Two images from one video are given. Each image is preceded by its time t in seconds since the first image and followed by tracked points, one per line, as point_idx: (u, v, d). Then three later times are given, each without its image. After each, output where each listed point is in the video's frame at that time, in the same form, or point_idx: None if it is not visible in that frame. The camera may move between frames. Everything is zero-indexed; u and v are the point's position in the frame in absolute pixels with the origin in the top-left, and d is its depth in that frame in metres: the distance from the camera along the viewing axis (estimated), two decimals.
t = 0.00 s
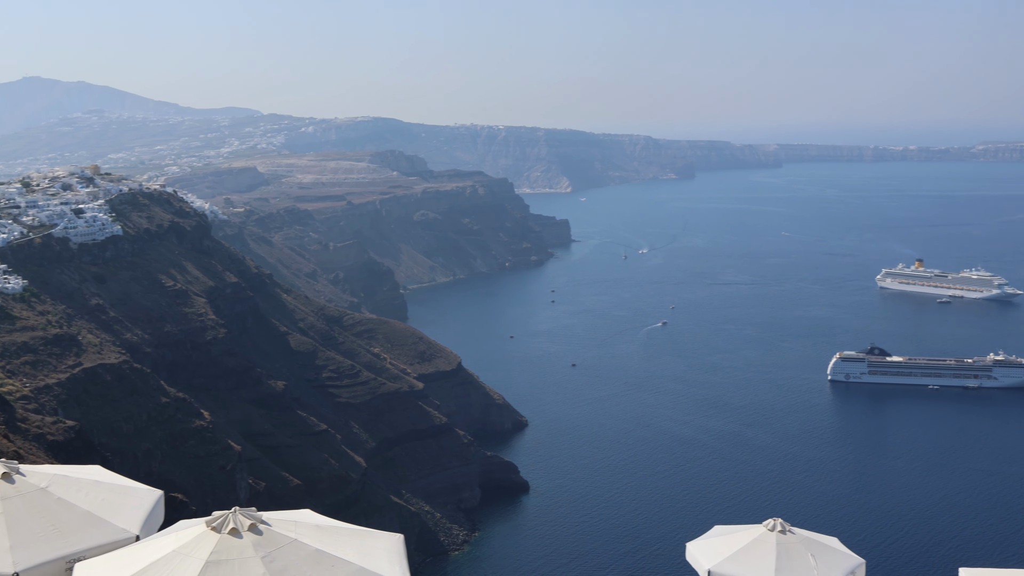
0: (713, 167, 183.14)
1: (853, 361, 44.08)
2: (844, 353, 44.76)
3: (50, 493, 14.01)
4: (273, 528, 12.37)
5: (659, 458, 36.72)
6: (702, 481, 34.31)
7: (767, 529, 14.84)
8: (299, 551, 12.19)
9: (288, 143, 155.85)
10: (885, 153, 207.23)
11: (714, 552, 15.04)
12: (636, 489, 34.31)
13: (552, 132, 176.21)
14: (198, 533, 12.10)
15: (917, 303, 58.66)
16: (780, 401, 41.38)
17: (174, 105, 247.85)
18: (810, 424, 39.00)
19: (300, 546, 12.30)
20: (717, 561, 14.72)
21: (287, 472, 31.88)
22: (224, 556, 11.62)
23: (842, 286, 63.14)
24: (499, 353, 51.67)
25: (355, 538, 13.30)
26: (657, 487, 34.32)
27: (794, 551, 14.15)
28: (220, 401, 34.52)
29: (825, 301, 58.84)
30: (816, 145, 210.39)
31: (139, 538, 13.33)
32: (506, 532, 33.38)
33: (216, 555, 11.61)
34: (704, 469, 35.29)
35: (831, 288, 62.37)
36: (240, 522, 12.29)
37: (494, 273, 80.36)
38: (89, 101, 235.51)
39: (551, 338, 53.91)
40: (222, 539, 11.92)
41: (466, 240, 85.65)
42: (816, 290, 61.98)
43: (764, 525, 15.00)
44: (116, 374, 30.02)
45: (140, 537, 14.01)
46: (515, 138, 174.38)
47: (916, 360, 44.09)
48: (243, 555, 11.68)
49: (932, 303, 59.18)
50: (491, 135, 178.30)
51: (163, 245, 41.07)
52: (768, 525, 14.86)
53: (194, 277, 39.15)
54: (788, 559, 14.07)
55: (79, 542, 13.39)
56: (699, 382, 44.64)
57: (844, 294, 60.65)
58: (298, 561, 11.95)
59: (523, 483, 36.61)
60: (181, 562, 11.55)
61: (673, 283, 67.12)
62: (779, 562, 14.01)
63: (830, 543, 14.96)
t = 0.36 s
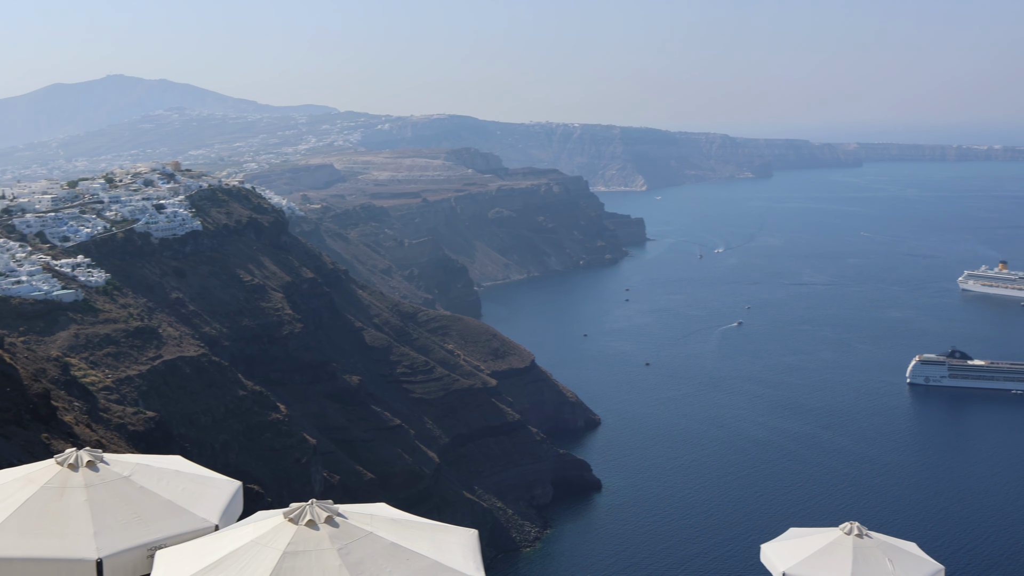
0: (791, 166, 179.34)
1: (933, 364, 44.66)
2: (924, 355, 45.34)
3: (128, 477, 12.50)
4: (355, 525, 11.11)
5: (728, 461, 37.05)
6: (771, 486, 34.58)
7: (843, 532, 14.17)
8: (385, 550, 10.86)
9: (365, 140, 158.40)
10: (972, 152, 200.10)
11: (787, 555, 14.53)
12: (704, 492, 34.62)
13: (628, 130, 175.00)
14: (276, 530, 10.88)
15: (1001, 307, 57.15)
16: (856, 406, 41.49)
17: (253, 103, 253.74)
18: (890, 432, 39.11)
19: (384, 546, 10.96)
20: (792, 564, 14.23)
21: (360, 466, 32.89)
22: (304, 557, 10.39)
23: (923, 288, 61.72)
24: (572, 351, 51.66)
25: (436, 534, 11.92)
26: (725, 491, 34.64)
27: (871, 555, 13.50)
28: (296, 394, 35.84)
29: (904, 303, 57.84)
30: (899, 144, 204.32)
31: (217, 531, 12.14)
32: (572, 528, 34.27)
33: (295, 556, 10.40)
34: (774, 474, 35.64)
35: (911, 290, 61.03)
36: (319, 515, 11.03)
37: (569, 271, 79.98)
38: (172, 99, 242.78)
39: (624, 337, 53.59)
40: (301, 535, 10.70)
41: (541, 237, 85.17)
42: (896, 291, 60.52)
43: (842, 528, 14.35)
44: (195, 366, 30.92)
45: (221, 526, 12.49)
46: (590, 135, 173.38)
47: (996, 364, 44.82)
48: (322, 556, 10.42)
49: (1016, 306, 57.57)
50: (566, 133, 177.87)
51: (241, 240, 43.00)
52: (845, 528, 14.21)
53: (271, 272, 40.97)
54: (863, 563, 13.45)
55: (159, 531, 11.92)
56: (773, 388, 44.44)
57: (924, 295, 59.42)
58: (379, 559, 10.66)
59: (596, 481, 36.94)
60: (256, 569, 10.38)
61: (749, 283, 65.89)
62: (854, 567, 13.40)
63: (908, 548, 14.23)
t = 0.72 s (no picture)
0: (874, 164, 174.39)
1: (1019, 367, 44.60)
2: (1010, 358, 45.27)
3: (208, 467, 10.77)
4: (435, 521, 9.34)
5: (805, 464, 36.85)
6: (849, 492, 34.35)
7: (924, 536, 12.30)
8: (468, 553, 8.98)
9: (442, 137, 159.91)
10: None
11: (866, 559, 12.53)
12: (781, 495, 34.50)
13: (706, 126, 172.56)
14: (351, 525, 9.13)
15: None
16: (938, 406, 41.77)
17: (330, 98, 257.99)
18: (972, 432, 39.46)
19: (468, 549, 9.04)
20: (871, 569, 12.26)
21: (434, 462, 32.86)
22: (380, 561, 8.61)
23: (1011, 289, 60.16)
24: (647, 350, 51.57)
25: (515, 531, 9.88)
26: (802, 494, 34.45)
27: (955, 560, 11.68)
28: (370, 389, 36.14)
29: (990, 303, 57.07)
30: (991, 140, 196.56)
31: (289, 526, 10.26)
32: (646, 527, 34.14)
33: (370, 555, 8.67)
34: (852, 478, 35.39)
35: (1000, 292, 59.50)
36: (395, 510, 9.24)
37: (645, 269, 78.86)
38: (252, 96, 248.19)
39: (701, 336, 53.23)
40: (375, 533, 8.94)
41: (617, 235, 84.01)
42: (984, 294, 58.89)
43: (922, 532, 12.50)
44: (270, 361, 31.50)
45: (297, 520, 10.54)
46: (669, 131, 171.22)
47: None
48: (401, 556, 8.69)
49: None
50: (643, 129, 176.22)
51: (317, 235, 43.82)
52: (926, 533, 12.33)
53: (347, 267, 41.62)
54: (947, 570, 11.60)
55: (234, 523, 10.16)
56: (853, 390, 44.25)
57: (1011, 298, 58.15)
58: (459, 558, 8.90)
59: (671, 481, 36.73)
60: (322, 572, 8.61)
61: (830, 282, 64.55)
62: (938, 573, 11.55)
63: (991, 553, 12.48)
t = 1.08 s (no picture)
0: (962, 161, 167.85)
1: None
2: None
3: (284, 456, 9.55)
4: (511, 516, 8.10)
5: (885, 467, 35.78)
6: (930, 497, 33.22)
7: (1005, 540, 10.61)
8: (543, 551, 7.76)
9: (518, 132, 160.05)
10: None
11: (945, 563, 10.98)
12: (858, 498, 33.54)
13: (785, 123, 168.72)
14: (423, 521, 7.93)
15: None
16: None
17: (406, 94, 260.46)
18: None
19: (542, 546, 7.82)
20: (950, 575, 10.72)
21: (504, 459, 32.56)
22: (455, 560, 7.45)
23: None
24: (721, 348, 50.70)
25: (593, 528, 8.58)
26: (882, 498, 33.45)
27: None
28: (442, 385, 36.12)
29: None
30: None
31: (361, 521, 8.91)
32: (718, 528, 33.46)
33: (444, 552, 7.51)
34: (933, 484, 34.22)
35: None
36: (470, 506, 8.03)
37: (721, 267, 77.38)
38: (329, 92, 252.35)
39: (778, 335, 52.07)
40: (450, 529, 7.75)
41: (694, 232, 82.77)
42: None
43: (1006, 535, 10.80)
44: (343, 356, 31.75)
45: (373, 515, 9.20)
46: (747, 128, 167.88)
47: None
48: (476, 554, 7.52)
49: None
50: (721, 125, 173.17)
51: (391, 231, 44.11)
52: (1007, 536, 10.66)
53: (420, 263, 41.69)
54: None
55: (312, 516, 8.91)
56: (937, 393, 42.94)
57: None
58: (534, 555, 7.70)
59: (745, 481, 35.78)
60: (393, 571, 7.45)
61: (913, 281, 62.51)
62: None
63: None
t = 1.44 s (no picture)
0: None
1: None
2: None
3: (360, 449, 8.70)
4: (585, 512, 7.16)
5: (964, 473, 34.53)
6: (1012, 506, 31.93)
7: None
8: (619, 550, 6.80)
9: (591, 129, 159.41)
10: None
11: None
12: (934, 502, 32.37)
13: (863, 119, 164.31)
14: (495, 517, 7.05)
15: None
16: None
17: (479, 90, 261.58)
18: None
19: (622, 544, 6.88)
20: None
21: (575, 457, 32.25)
22: (530, 559, 6.55)
23: None
24: (795, 347, 49.59)
25: (674, 527, 7.55)
26: (960, 504, 32.25)
27: None
28: (512, 382, 35.93)
29: None
30: None
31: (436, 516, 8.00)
32: (788, 531, 32.57)
33: (518, 550, 6.62)
34: (1015, 491, 32.88)
35: None
36: (544, 503, 7.09)
37: (796, 265, 75.71)
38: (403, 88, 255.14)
39: (854, 335, 50.68)
40: (525, 524, 6.85)
41: (769, 230, 81.45)
42: None
43: None
44: (414, 352, 31.88)
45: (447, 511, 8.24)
46: (823, 124, 163.96)
47: None
48: (550, 552, 6.62)
49: None
50: (796, 121, 169.48)
51: (464, 227, 44.15)
52: None
53: (493, 260, 41.57)
54: None
55: (387, 509, 8.03)
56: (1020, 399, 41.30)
57: None
58: (608, 553, 6.74)
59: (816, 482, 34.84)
60: (466, 569, 6.55)
61: (996, 282, 60.26)
62: None
63: None
